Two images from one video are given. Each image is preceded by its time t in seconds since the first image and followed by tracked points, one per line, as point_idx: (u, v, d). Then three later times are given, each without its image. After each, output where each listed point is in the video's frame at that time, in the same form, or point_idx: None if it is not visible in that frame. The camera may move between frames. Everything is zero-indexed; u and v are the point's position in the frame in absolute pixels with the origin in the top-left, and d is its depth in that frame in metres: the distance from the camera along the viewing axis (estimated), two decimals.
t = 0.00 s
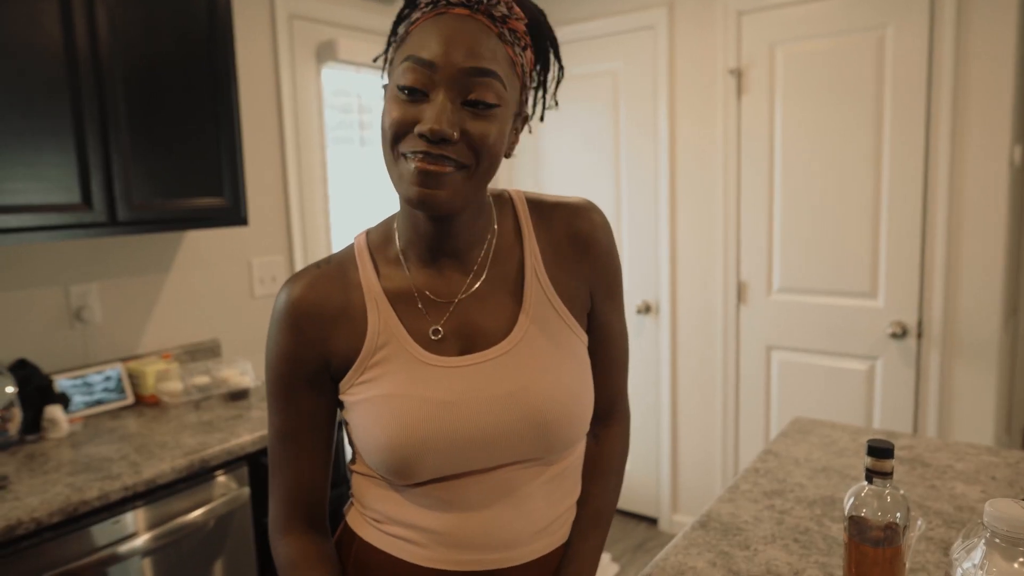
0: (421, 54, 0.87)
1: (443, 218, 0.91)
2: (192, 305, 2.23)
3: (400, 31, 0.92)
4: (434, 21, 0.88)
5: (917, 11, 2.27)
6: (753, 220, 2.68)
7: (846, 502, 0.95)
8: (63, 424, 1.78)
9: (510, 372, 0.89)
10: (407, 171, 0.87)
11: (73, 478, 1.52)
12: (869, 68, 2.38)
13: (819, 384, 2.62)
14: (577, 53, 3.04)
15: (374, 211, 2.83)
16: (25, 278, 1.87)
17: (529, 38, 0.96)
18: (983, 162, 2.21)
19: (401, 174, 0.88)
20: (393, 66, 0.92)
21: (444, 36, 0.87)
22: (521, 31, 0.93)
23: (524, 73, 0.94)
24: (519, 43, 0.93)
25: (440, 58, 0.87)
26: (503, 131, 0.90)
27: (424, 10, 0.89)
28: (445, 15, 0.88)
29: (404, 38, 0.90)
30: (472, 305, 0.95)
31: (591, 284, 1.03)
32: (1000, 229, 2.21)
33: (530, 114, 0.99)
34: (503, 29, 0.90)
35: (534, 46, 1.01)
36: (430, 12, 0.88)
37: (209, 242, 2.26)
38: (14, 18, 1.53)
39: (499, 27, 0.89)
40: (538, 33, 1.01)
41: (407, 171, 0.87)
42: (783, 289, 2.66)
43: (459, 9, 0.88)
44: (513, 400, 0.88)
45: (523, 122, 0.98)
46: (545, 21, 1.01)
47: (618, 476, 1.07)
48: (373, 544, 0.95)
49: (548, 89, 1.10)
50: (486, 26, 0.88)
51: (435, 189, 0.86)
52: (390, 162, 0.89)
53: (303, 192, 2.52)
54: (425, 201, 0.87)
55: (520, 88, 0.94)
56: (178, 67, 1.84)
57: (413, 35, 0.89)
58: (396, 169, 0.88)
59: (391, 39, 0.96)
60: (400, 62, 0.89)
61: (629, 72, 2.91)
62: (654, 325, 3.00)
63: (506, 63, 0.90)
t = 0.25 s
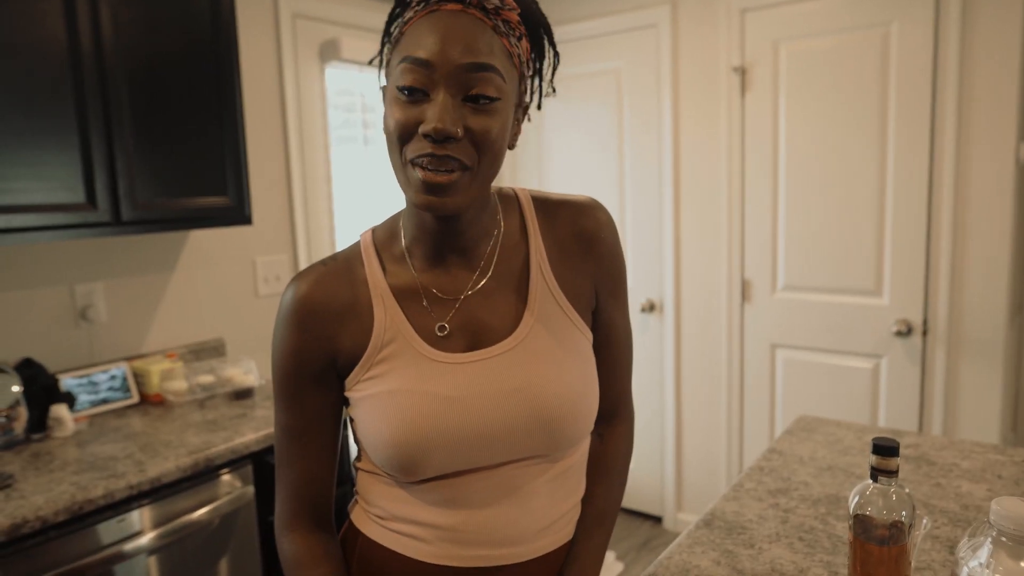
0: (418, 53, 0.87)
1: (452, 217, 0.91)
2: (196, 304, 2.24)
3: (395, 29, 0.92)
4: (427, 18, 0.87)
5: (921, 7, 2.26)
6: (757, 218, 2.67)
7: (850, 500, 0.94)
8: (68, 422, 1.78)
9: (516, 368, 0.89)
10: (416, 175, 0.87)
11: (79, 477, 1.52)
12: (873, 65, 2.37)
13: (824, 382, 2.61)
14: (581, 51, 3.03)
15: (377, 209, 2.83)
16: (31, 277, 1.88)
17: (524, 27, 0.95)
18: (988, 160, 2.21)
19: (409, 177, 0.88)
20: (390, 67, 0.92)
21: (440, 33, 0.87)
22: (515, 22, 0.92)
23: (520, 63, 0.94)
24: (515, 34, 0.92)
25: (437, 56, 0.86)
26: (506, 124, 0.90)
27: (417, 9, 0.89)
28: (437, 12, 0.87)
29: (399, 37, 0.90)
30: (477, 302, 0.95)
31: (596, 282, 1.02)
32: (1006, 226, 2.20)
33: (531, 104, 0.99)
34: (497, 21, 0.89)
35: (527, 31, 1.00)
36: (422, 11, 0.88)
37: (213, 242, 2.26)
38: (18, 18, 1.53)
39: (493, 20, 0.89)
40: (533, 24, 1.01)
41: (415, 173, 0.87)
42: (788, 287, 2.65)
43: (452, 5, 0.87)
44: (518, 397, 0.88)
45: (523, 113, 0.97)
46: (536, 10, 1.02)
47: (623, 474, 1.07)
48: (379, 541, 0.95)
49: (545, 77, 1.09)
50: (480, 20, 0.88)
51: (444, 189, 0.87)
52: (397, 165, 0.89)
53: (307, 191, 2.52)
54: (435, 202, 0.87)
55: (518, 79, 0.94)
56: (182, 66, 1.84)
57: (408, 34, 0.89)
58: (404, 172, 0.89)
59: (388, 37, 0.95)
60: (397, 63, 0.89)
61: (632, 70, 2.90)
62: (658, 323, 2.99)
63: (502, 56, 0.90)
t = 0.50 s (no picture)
0: (409, 48, 0.88)
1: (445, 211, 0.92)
2: (197, 302, 2.25)
3: (391, 25, 0.93)
4: (420, 15, 0.88)
5: (920, 6, 2.27)
6: (756, 215, 2.68)
7: (846, 494, 0.95)
8: (69, 419, 1.78)
9: (511, 363, 0.90)
10: (404, 167, 0.88)
11: (79, 473, 1.53)
12: (872, 63, 2.38)
13: (822, 379, 2.62)
14: (580, 50, 3.04)
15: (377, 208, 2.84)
16: (32, 275, 1.88)
17: (519, 23, 0.96)
18: (986, 158, 2.21)
19: (398, 169, 0.89)
20: (384, 62, 0.93)
21: (433, 29, 0.87)
22: (510, 18, 0.92)
23: (515, 59, 0.94)
24: (509, 30, 0.92)
25: (427, 51, 0.87)
26: (498, 119, 0.90)
27: (411, 5, 0.89)
28: (430, 8, 0.88)
29: (394, 33, 0.91)
30: (473, 297, 0.96)
31: (592, 278, 1.03)
32: (1003, 224, 2.21)
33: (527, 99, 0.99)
34: (490, 17, 0.90)
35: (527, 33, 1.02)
36: (416, 7, 0.89)
37: (214, 240, 2.27)
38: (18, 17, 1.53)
39: (486, 16, 0.89)
40: (531, 21, 1.02)
41: (404, 166, 0.88)
42: (786, 284, 2.66)
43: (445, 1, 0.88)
44: (513, 391, 0.88)
45: (519, 109, 0.98)
46: (537, 6, 1.02)
47: (623, 471, 1.07)
48: (376, 537, 0.96)
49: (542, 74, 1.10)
50: (473, 16, 0.88)
51: (431, 182, 0.87)
52: (388, 158, 0.90)
53: (307, 189, 2.52)
54: (424, 194, 0.88)
55: (512, 75, 0.94)
56: (182, 64, 1.85)
57: (401, 30, 0.89)
58: (394, 165, 0.90)
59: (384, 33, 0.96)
60: (390, 58, 0.90)
61: (631, 68, 2.91)
62: (657, 321, 3.00)
63: (496, 52, 0.90)
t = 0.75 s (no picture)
0: (404, 48, 0.87)
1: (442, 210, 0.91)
2: (197, 301, 2.24)
3: (386, 24, 0.93)
4: (415, 15, 0.88)
5: (921, 4, 2.26)
6: (757, 214, 2.67)
7: (847, 493, 0.94)
8: (70, 418, 1.78)
9: (507, 362, 0.89)
10: (401, 167, 0.88)
11: (80, 472, 1.53)
12: (873, 61, 2.37)
13: (824, 377, 2.62)
14: (581, 48, 3.03)
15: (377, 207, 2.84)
16: (33, 274, 1.88)
17: (514, 22, 0.96)
18: (988, 156, 2.21)
19: (395, 169, 0.88)
20: (379, 62, 0.92)
21: (428, 30, 0.87)
22: (505, 17, 0.92)
23: (511, 58, 0.94)
24: (504, 29, 0.92)
25: (423, 51, 0.87)
26: (495, 119, 0.90)
27: (405, 5, 0.89)
28: (425, 8, 0.88)
29: (388, 34, 0.91)
30: (469, 296, 0.95)
31: (588, 277, 1.03)
32: (1005, 222, 2.20)
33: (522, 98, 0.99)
34: (486, 16, 0.89)
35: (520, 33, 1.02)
36: (411, 7, 0.88)
37: (215, 239, 2.27)
38: (17, 16, 1.53)
39: (482, 15, 0.89)
40: (526, 23, 1.02)
41: (401, 165, 0.88)
42: (787, 283, 2.65)
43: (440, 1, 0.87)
44: (510, 390, 0.88)
45: (514, 108, 0.98)
46: (530, 4, 1.02)
47: (621, 470, 1.07)
48: (373, 537, 0.96)
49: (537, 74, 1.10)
50: (469, 15, 0.88)
51: (428, 182, 0.87)
52: (384, 158, 0.90)
53: (308, 188, 2.52)
54: (421, 194, 0.88)
55: (508, 74, 0.93)
56: (181, 63, 1.85)
57: (396, 29, 0.89)
58: (390, 164, 0.89)
59: (379, 33, 0.96)
60: (385, 59, 0.90)
61: (632, 66, 2.90)
62: (659, 320, 3.00)
63: (492, 52, 0.90)
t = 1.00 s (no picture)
0: (409, 50, 0.87)
1: (453, 212, 0.91)
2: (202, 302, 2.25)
3: (384, 27, 0.92)
4: (416, 16, 0.87)
5: (926, 4, 2.25)
6: (762, 214, 2.67)
7: (853, 495, 0.94)
8: (75, 419, 1.78)
9: (512, 364, 0.89)
10: (414, 171, 0.87)
11: (85, 473, 1.53)
12: (878, 61, 2.37)
13: (829, 378, 2.61)
14: (585, 49, 3.03)
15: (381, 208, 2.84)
16: (38, 275, 1.89)
17: (512, 20, 0.95)
18: (994, 156, 2.20)
19: (408, 172, 0.88)
20: (381, 65, 0.92)
21: (431, 31, 0.87)
22: (503, 16, 0.92)
23: (512, 56, 0.94)
24: (503, 28, 0.92)
25: (429, 53, 0.87)
26: (502, 118, 0.90)
27: (405, 7, 0.89)
28: (426, 9, 0.87)
29: (388, 36, 0.90)
30: (473, 298, 0.95)
31: (592, 278, 1.03)
32: (1012, 223, 2.19)
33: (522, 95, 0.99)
34: (486, 15, 0.89)
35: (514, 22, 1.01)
36: (411, 8, 0.88)
37: (219, 239, 2.27)
38: (22, 17, 1.53)
39: (482, 15, 0.89)
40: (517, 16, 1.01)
41: (414, 168, 0.87)
42: (792, 284, 2.65)
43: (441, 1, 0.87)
44: (515, 393, 0.88)
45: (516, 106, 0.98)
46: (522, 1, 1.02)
47: (621, 472, 1.07)
48: (377, 539, 0.96)
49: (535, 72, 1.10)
50: (469, 16, 0.88)
51: (442, 184, 0.87)
52: (394, 162, 0.89)
53: (312, 189, 2.52)
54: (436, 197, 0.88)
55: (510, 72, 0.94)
56: (186, 64, 1.85)
57: (397, 32, 0.89)
58: (402, 167, 0.89)
59: (377, 35, 0.95)
60: (389, 62, 0.89)
61: (636, 67, 2.90)
62: (663, 321, 2.99)
63: (494, 52, 0.90)
